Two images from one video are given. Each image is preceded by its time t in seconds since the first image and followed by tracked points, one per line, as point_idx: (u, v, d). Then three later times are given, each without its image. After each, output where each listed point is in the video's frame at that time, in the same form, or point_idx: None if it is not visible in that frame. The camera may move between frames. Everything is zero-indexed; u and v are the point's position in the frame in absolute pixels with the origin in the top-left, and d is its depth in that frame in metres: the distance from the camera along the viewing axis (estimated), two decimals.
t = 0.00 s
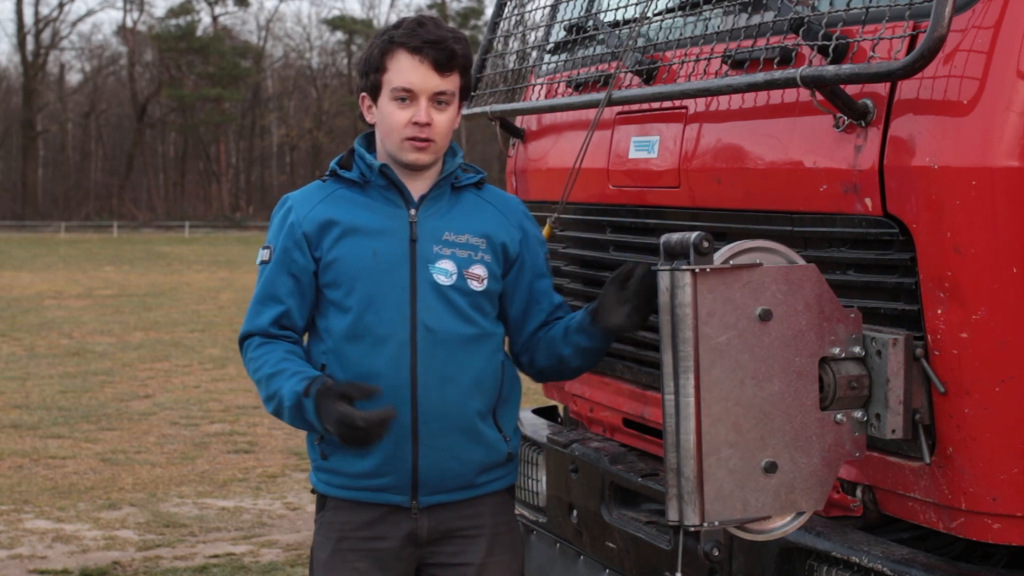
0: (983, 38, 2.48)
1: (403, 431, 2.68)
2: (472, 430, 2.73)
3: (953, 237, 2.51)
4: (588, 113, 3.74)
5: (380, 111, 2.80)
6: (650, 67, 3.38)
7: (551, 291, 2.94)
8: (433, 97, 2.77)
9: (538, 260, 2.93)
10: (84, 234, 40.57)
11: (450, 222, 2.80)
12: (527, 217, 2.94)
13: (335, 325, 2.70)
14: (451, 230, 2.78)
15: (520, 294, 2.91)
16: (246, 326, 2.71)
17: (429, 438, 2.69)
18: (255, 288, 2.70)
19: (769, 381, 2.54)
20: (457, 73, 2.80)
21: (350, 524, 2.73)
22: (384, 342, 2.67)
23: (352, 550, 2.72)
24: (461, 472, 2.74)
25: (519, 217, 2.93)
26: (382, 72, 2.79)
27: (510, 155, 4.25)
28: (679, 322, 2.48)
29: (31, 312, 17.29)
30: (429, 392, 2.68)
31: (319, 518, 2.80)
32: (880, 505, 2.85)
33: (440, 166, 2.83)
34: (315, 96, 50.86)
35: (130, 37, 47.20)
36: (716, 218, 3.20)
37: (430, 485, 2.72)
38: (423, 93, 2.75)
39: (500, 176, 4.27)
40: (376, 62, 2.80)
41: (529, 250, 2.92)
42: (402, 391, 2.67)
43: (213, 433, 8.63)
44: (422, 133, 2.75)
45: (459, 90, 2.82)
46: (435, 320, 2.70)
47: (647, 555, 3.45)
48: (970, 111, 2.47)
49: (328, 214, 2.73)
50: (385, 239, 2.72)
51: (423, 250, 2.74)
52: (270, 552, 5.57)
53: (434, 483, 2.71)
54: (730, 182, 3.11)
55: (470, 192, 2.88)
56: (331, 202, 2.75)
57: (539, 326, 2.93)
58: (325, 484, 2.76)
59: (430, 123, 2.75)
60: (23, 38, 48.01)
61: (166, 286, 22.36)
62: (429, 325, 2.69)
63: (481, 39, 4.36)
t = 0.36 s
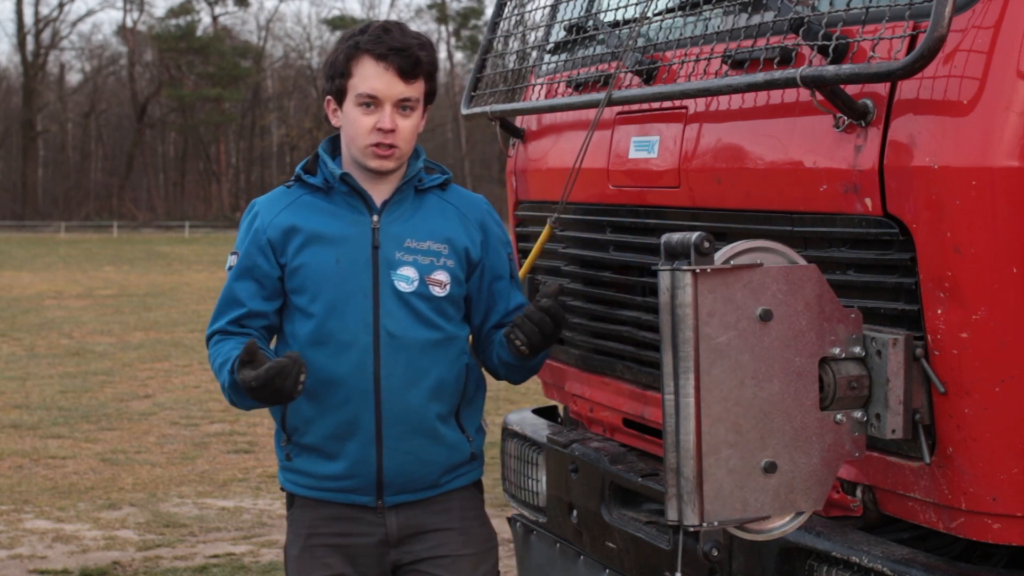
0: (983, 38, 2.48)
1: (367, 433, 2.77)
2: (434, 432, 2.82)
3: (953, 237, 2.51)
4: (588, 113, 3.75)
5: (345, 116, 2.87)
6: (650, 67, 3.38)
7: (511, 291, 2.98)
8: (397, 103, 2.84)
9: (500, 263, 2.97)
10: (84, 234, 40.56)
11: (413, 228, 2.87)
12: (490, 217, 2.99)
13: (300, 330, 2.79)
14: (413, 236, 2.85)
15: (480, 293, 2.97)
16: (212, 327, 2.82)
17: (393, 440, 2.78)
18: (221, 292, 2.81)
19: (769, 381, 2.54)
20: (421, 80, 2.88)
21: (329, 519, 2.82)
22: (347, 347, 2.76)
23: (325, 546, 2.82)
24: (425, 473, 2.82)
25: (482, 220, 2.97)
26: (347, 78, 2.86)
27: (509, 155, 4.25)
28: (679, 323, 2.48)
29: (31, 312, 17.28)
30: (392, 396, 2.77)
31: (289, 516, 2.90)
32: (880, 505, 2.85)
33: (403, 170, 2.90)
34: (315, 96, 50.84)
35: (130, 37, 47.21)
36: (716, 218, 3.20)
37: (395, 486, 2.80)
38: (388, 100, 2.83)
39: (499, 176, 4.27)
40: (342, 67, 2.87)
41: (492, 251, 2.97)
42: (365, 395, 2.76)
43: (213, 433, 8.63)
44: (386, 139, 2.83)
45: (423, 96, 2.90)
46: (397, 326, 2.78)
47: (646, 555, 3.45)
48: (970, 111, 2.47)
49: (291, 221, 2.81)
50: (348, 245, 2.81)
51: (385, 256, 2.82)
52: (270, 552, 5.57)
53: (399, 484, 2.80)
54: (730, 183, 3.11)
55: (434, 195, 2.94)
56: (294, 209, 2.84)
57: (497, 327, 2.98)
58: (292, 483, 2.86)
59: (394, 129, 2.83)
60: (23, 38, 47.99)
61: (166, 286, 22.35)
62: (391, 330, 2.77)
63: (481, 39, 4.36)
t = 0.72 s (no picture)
0: (983, 38, 2.48)
1: (352, 435, 2.77)
2: (418, 434, 2.82)
3: (953, 237, 2.51)
4: (588, 113, 3.75)
5: (325, 120, 2.87)
6: (650, 67, 3.38)
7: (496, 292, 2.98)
8: (377, 107, 2.84)
9: (484, 263, 2.97)
10: (84, 233, 40.56)
11: (395, 230, 2.86)
12: (473, 218, 2.98)
13: (285, 334, 2.80)
14: (395, 238, 2.85)
15: (465, 293, 2.97)
16: (202, 335, 2.85)
17: (377, 442, 2.78)
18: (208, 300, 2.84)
19: (769, 381, 2.54)
20: (401, 84, 2.88)
21: (317, 518, 2.83)
22: (331, 350, 2.76)
23: (312, 544, 2.83)
24: (410, 475, 2.82)
25: (464, 220, 2.97)
26: (327, 82, 2.86)
27: (509, 155, 4.25)
28: (679, 323, 2.48)
29: (31, 312, 17.28)
30: (376, 398, 2.77)
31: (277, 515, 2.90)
32: (880, 505, 2.85)
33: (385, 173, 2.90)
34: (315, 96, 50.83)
35: (130, 37, 47.22)
36: (715, 218, 3.20)
37: (380, 488, 2.80)
38: (367, 104, 2.83)
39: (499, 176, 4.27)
40: (322, 71, 2.87)
41: (474, 251, 2.97)
42: (350, 398, 2.76)
43: (214, 434, 8.63)
44: (365, 143, 2.83)
45: (403, 100, 2.90)
46: (380, 328, 2.78)
47: (646, 555, 3.45)
48: (970, 111, 2.47)
49: (274, 226, 2.82)
50: (331, 249, 2.81)
51: (368, 259, 2.82)
52: (270, 552, 5.57)
53: (384, 486, 2.80)
54: (730, 183, 3.10)
55: (417, 196, 2.93)
56: (277, 214, 2.84)
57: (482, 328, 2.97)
58: (279, 485, 2.86)
59: (373, 133, 2.83)
60: (23, 38, 47.98)
61: (166, 286, 22.35)
62: (375, 333, 2.77)
63: (481, 39, 4.36)
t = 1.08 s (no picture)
0: (983, 38, 2.48)
1: (348, 436, 2.78)
2: (414, 436, 2.82)
3: (953, 237, 2.51)
4: (588, 113, 3.75)
5: (326, 120, 2.86)
6: (650, 67, 3.38)
7: (493, 295, 2.97)
8: (378, 108, 2.84)
9: (482, 265, 2.96)
10: (84, 233, 40.57)
11: (392, 230, 2.86)
12: (471, 220, 2.97)
13: (282, 334, 2.80)
14: (392, 239, 2.85)
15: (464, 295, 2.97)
16: (200, 335, 2.85)
17: (373, 443, 2.79)
18: (206, 301, 2.84)
19: (769, 381, 2.54)
20: (402, 85, 2.88)
21: (314, 521, 2.82)
22: (328, 350, 2.77)
23: (308, 545, 2.83)
24: (405, 477, 2.82)
25: (462, 223, 2.96)
26: (327, 82, 2.85)
27: (509, 155, 4.25)
28: (679, 323, 2.48)
29: (31, 312, 17.28)
30: (372, 399, 2.77)
31: (273, 516, 2.90)
32: (880, 505, 2.86)
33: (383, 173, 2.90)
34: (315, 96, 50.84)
35: (130, 36, 47.24)
36: (715, 218, 3.21)
37: (374, 490, 2.80)
38: (369, 105, 2.83)
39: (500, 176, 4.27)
40: (322, 71, 2.86)
41: (472, 252, 2.96)
42: (346, 398, 2.77)
43: (214, 433, 8.63)
44: (366, 144, 2.83)
45: (404, 100, 2.90)
46: (377, 329, 2.78)
47: (646, 555, 3.45)
48: (970, 111, 2.47)
49: (272, 226, 2.82)
50: (328, 249, 2.80)
51: (365, 259, 2.82)
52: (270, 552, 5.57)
53: (378, 488, 2.80)
54: (730, 183, 3.10)
55: (414, 197, 2.93)
56: (275, 215, 2.84)
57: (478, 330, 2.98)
58: (276, 485, 2.86)
59: (375, 134, 2.83)
60: (23, 39, 47.99)
61: (166, 286, 22.35)
62: (371, 333, 2.78)
63: (481, 39, 4.36)
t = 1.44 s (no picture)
0: (983, 38, 2.48)
1: (356, 438, 2.76)
2: (421, 436, 2.82)
3: (953, 237, 2.51)
4: (588, 113, 3.75)
5: (344, 122, 2.83)
6: (650, 67, 3.38)
7: (490, 294, 3.01)
8: (400, 112, 2.84)
9: (482, 265, 3.00)
10: (84, 233, 40.58)
11: (397, 232, 2.87)
12: (470, 222, 3.00)
13: (286, 336, 2.79)
14: (397, 240, 2.85)
15: (465, 294, 2.99)
16: (198, 338, 2.82)
17: (381, 445, 2.78)
18: (205, 303, 2.81)
19: (769, 381, 2.54)
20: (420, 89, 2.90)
21: (319, 522, 2.81)
22: (335, 351, 2.76)
23: (313, 547, 2.82)
24: (412, 478, 2.82)
25: (462, 224, 2.99)
26: (349, 85, 2.82)
27: (509, 155, 4.25)
28: (679, 323, 2.48)
29: (31, 312, 17.28)
30: (380, 400, 2.77)
31: (274, 520, 2.88)
32: (880, 505, 2.85)
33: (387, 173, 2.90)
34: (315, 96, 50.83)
35: (130, 37, 47.24)
36: (715, 218, 3.21)
37: (381, 492, 2.80)
38: (393, 108, 2.82)
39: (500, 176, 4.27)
40: (342, 73, 2.82)
41: (472, 253, 2.99)
42: (354, 399, 2.76)
43: (214, 433, 8.63)
44: (390, 148, 2.83)
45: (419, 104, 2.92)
46: (385, 330, 2.78)
47: (646, 555, 3.45)
48: (970, 110, 2.47)
49: (275, 227, 2.80)
50: (333, 250, 2.80)
51: (371, 261, 2.81)
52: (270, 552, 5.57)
53: (386, 489, 2.80)
54: (730, 183, 3.10)
55: (415, 198, 2.94)
56: (277, 216, 2.83)
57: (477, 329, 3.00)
58: (278, 488, 2.84)
59: (399, 138, 2.84)
60: (23, 39, 47.98)
61: (166, 286, 22.36)
62: (379, 334, 2.77)
63: (481, 39, 4.36)
